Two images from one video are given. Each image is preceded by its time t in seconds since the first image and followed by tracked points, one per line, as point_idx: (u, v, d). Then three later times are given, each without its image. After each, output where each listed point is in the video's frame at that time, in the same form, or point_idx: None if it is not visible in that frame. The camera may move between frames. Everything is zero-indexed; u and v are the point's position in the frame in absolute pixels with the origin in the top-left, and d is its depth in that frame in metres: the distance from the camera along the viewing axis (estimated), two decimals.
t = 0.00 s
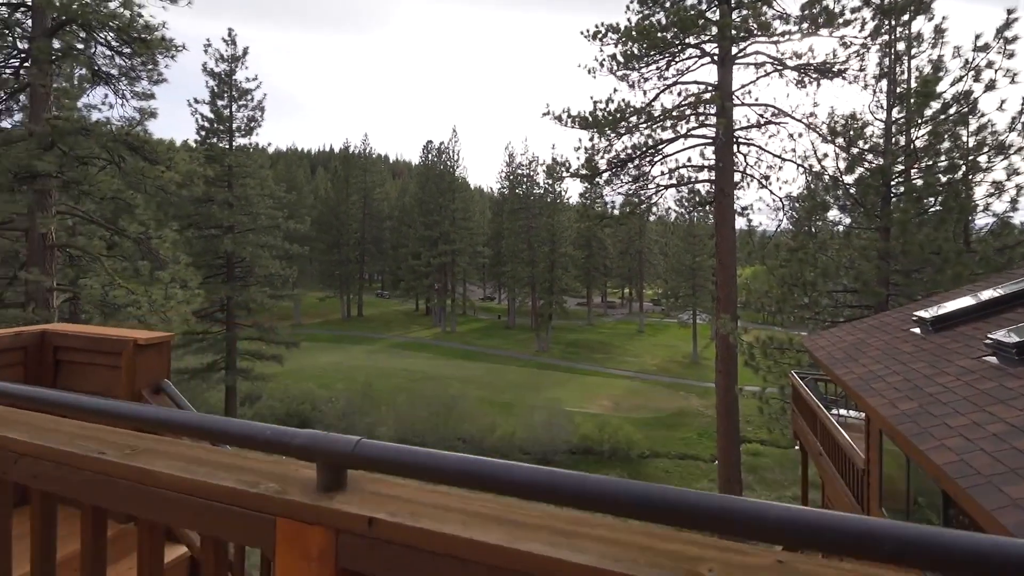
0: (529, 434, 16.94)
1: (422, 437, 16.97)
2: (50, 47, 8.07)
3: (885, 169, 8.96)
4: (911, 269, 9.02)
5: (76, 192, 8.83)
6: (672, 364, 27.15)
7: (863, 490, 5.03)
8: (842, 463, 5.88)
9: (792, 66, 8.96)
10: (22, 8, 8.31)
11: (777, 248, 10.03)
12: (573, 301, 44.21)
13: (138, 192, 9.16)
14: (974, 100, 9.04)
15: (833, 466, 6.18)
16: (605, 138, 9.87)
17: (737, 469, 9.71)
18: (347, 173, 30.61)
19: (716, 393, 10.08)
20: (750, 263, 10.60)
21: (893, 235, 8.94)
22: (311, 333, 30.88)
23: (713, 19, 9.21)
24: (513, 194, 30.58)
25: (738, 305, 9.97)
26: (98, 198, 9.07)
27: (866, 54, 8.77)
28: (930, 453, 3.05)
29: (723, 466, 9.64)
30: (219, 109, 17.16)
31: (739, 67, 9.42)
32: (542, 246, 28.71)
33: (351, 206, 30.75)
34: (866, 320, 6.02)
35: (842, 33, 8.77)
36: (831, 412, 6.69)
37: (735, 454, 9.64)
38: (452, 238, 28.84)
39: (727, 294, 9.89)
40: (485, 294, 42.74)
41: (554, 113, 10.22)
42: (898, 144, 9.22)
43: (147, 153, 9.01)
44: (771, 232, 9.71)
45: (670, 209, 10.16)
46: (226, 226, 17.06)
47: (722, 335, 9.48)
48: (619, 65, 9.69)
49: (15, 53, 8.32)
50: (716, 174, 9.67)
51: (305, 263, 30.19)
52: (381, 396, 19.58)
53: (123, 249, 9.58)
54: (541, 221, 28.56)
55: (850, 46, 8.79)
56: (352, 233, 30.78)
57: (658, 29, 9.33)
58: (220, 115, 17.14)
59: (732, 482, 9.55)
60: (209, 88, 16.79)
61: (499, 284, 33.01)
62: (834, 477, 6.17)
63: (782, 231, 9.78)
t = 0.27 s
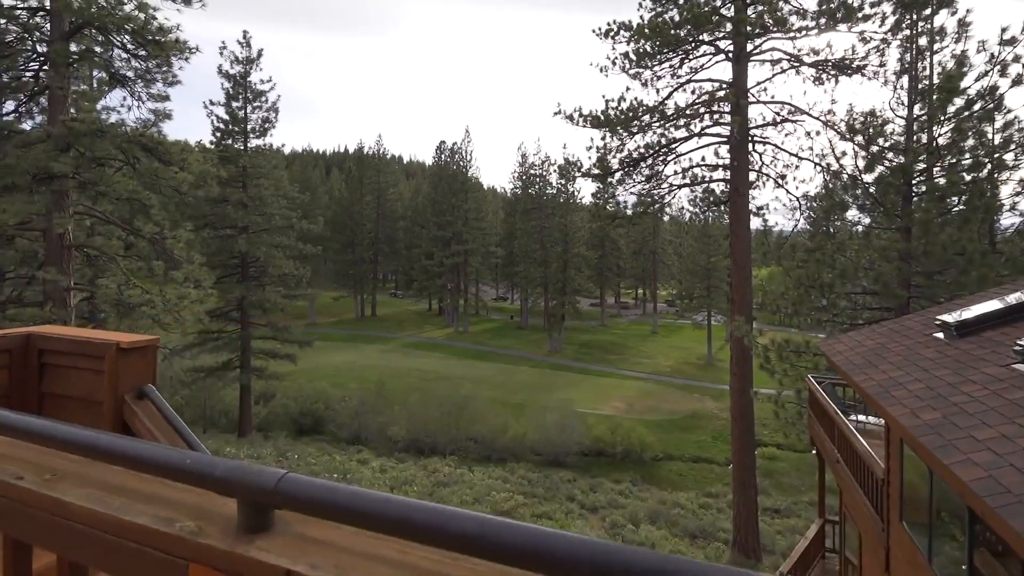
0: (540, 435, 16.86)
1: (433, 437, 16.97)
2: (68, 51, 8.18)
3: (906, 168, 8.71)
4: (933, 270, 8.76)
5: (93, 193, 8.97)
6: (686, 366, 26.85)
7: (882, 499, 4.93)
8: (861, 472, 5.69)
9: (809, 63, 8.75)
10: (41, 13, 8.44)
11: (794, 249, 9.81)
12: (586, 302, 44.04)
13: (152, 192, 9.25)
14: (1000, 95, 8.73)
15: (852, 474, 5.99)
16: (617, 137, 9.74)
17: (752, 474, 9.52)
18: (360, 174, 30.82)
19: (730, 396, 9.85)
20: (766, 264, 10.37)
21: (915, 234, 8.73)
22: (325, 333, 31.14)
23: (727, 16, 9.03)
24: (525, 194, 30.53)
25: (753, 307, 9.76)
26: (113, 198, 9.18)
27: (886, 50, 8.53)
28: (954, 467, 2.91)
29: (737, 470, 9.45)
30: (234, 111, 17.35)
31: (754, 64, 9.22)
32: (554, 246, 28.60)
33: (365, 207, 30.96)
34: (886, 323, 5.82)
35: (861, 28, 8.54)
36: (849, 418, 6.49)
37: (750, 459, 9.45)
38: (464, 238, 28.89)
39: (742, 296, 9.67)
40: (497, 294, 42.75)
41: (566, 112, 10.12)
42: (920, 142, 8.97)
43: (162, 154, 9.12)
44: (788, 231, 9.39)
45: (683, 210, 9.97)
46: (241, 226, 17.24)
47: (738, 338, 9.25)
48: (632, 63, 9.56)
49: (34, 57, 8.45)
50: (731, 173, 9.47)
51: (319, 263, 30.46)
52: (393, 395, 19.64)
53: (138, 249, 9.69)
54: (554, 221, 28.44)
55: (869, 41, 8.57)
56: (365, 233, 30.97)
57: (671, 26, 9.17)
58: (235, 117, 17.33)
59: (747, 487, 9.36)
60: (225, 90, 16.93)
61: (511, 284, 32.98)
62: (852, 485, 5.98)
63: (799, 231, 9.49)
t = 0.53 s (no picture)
0: (553, 437, 16.74)
1: (446, 437, 16.96)
2: (87, 54, 8.28)
3: (929, 166, 8.44)
4: (958, 271, 8.41)
5: (110, 194, 9.09)
6: (701, 368, 26.50)
7: (905, 509, 4.77)
8: (882, 480, 5.52)
9: (827, 59, 8.54)
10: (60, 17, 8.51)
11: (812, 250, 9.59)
12: (600, 303, 43.76)
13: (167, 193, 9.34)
14: None
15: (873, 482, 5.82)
16: (631, 137, 9.61)
17: (769, 479, 9.33)
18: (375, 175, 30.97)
19: (746, 399, 9.67)
20: (784, 265, 10.17)
21: (938, 235, 8.45)
22: (340, 332, 31.37)
23: (744, 12, 8.85)
24: (539, 195, 30.40)
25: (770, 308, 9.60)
26: (131, 199, 9.29)
27: (908, 45, 8.29)
28: (985, 481, 2.77)
29: (754, 475, 9.27)
30: (250, 113, 17.51)
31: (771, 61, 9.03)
32: (568, 246, 28.43)
33: (379, 208, 31.11)
34: (909, 327, 5.62)
35: (882, 23, 8.30)
36: (868, 423, 6.31)
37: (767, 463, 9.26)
38: (478, 239, 28.87)
39: (758, 296, 9.52)
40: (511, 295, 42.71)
41: (579, 111, 10.02)
42: (944, 139, 8.69)
43: (178, 155, 9.20)
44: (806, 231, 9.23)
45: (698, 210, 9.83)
46: (256, 227, 17.39)
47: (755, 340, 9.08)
48: (645, 61, 9.43)
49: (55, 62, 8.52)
50: (747, 173, 9.31)
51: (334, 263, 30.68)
52: (406, 395, 19.67)
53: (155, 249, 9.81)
54: (568, 222, 28.27)
55: (891, 37, 8.33)
56: (380, 233, 31.11)
57: (686, 23, 9.01)
58: (251, 119, 17.49)
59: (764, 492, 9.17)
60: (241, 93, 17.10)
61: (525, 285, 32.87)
62: (873, 493, 5.81)
63: (817, 231, 9.35)
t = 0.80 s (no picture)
0: (563, 437, 16.65)
1: (455, 437, 16.96)
2: (101, 56, 8.37)
3: (949, 164, 8.22)
4: (979, 272, 8.19)
5: (125, 194, 9.18)
6: (713, 369, 26.24)
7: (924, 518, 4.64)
8: (900, 487, 5.39)
9: (843, 56, 8.36)
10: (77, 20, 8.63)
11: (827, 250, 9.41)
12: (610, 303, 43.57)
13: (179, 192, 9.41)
14: None
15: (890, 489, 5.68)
16: (641, 135, 9.50)
17: (782, 483, 9.18)
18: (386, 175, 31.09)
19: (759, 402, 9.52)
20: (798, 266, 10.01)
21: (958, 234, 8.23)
22: (351, 332, 31.54)
23: (757, 8, 8.70)
24: (550, 194, 30.32)
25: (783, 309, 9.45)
26: (144, 199, 9.37)
27: (927, 40, 8.08)
28: (1012, 494, 2.65)
29: (766, 479, 9.12)
30: (262, 113, 17.64)
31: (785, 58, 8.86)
32: (579, 246, 28.30)
33: (390, 208, 31.23)
34: (929, 329, 5.47)
35: (899, 18, 8.12)
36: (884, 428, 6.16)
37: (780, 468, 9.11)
38: (488, 238, 28.87)
39: (772, 297, 9.35)
40: (522, 295, 42.67)
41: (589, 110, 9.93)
42: (964, 136, 8.46)
43: (190, 156, 9.28)
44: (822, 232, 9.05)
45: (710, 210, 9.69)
46: (268, 226, 17.51)
47: (768, 342, 8.94)
48: (657, 59, 9.32)
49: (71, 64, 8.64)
50: (760, 172, 9.16)
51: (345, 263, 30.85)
52: (417, 395, 19.70)
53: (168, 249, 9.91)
54: (578, 221, 28.14)
55: (908, 32, 8.14)
56: (391, 233, 31.21)
57: (698, 20, 8.87)
58: (264, 119, 17.63)
59: (778, 496, 9.01)
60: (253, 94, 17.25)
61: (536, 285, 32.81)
62: (890, 500, 5.67)
63: (833, 231, 9.16)
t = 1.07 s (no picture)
0: (570, 438, 16.58)
1: (462, 437, 16.95)
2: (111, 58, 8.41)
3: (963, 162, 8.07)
4: (993, 273, 8.01)
5: (134, 195, 9.24)
6: (722, 370, 26.04)
7: (937, 525, 4.55)
8: (912, 493, 5.29)
9: (853, 54, 8.24)
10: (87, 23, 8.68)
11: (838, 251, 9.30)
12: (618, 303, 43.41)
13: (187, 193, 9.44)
14: None
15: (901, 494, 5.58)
16: (649, 135, 9.44)
17: (792, 486, 9.08)
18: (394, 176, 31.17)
19: (768, 404, 9.40)
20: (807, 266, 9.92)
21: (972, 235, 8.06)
22: (359, 331, 31.67)
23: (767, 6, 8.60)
24: (557, 195, 30.22)
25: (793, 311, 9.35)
26: (153, 200, 9.42)
27: (941, 37, 7.94)
28: None
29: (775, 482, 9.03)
30: (271, 114, 17.73)
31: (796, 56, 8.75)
32: (586, 247, 28.18)
33: (398, 208, 31.30)
34: (943, 332, 5.37)
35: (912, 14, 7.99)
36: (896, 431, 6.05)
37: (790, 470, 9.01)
38: (495, 239, 28.87)
39: (781, 298, 9.26)
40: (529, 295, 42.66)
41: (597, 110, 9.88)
42: (979, 134, 8.31)
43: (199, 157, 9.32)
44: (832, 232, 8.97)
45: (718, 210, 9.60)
46: (277, 227, 17.59)
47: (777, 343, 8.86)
48: (664, 58, 9.25)
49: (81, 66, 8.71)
50: (770, 172, 9.06)
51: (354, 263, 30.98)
52: (424, 395, 19.71)
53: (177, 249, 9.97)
54: (586, 222, 28.01)
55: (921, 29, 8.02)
56: (398, 234, 31.28)
57: (707, 19, 8.78)
58: (272, 121, 17.72)
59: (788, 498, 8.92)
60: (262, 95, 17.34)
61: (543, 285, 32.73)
62: (902, 505, 5.59)
63: (844, 231, 9.09)
